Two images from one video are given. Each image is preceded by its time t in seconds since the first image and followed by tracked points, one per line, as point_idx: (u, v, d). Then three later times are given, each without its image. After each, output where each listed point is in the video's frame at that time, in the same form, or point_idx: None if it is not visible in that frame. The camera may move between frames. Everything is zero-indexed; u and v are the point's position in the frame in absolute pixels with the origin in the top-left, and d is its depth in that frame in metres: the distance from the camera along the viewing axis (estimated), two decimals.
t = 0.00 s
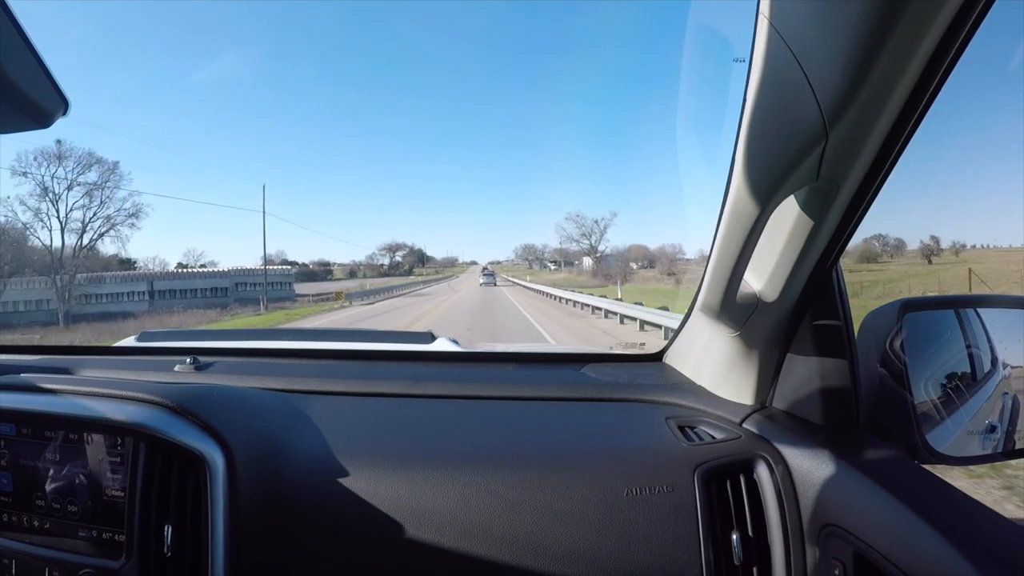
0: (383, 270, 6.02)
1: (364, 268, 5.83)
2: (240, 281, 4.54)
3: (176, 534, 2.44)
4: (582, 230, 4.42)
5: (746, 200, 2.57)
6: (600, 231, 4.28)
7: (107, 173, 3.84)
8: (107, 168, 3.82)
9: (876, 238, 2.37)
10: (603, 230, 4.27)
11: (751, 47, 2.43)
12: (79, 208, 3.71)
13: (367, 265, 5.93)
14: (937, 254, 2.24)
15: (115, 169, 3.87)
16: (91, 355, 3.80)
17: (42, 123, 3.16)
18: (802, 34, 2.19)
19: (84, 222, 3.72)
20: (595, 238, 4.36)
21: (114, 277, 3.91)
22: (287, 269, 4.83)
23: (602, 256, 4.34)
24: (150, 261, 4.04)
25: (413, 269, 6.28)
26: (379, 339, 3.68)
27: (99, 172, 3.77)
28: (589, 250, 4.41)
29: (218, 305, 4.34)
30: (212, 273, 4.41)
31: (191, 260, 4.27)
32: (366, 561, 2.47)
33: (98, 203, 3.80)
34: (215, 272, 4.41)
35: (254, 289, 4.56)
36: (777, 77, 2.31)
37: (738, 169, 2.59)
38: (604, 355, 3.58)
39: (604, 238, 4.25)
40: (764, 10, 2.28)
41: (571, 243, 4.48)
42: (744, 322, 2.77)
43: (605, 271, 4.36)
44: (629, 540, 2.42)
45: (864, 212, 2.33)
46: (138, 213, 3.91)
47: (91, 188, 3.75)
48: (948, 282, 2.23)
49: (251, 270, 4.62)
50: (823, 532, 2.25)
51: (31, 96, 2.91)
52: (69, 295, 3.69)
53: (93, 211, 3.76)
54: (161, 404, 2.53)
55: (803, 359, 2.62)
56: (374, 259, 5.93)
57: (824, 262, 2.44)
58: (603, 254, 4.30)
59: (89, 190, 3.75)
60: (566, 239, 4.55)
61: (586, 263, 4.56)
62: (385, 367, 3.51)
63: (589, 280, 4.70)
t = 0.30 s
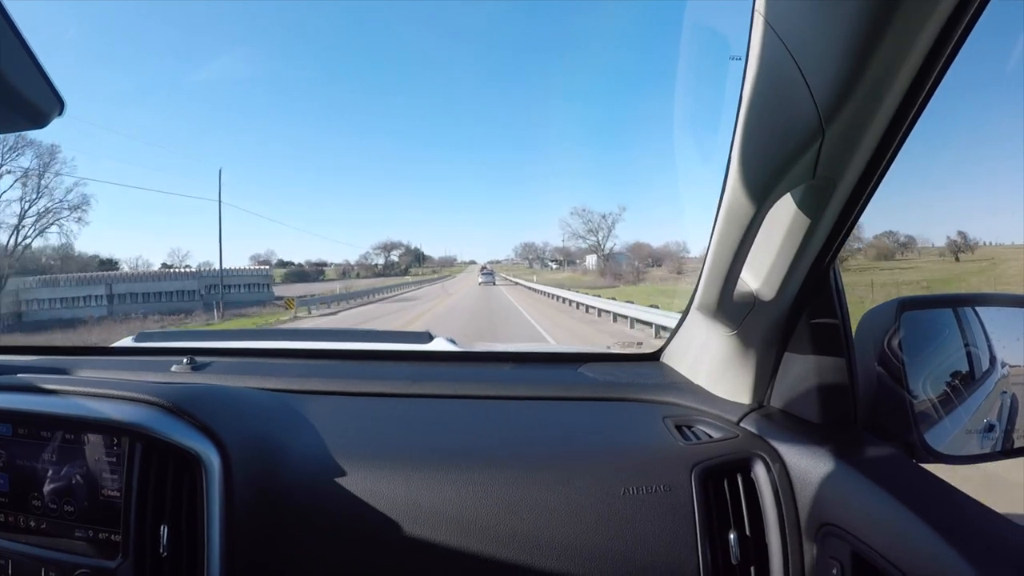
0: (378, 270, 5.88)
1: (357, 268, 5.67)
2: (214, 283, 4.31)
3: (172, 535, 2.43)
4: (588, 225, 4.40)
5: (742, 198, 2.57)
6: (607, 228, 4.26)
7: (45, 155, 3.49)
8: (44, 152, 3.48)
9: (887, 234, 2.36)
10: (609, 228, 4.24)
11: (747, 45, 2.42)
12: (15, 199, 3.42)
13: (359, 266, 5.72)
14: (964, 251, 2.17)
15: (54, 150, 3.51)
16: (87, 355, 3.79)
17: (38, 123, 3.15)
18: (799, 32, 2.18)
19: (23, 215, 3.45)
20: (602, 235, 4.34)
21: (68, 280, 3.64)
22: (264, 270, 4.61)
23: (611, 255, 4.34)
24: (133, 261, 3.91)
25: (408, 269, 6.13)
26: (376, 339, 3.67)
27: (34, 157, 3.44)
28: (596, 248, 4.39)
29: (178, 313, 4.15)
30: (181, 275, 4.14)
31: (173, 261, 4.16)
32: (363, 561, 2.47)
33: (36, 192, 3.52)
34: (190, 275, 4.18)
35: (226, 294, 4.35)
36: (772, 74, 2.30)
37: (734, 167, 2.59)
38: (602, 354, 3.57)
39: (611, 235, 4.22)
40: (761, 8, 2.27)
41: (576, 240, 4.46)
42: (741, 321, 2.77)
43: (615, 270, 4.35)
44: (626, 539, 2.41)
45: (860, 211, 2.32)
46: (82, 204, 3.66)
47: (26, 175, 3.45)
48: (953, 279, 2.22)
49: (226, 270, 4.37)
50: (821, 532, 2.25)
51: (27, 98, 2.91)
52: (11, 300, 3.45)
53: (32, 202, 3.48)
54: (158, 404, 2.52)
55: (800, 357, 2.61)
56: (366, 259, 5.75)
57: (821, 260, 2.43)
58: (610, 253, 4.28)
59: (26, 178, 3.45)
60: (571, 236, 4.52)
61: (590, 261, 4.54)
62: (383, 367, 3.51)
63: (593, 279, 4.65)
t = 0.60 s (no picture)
0: (372, 269, 5.81)
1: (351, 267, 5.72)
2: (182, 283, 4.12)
3: (172, 530, 2.43)
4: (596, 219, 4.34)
5: (742, 194, 2.57)
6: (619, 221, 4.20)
7: None
8: None
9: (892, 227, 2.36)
10: (620, 223, 4.20)
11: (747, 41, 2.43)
12: None
13: (353, 264, 5.72)
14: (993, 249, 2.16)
15: None
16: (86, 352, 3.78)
17: (38, 118, 3.15)
18: (797, 27, 2.18)
19: None
20: (610, 230, 4.28)
21: (14, 280, 3.49)
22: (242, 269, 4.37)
23: (622, 253, 4.23)
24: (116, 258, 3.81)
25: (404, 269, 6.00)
26: (376, 335, 3.67)
27: None
28: (604, 244, 4.32)
29: (127, 314, 3.86)
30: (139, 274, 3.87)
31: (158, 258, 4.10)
32: (363, 556, 2.47)
33: None
34: (153, 277, 3.92)
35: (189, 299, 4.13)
36: (773, 70, 2.30)
37: (733, 164, 2.60)
38: (601, 351, 3.58)
39: (621, 228, 4.16)
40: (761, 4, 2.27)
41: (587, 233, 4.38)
42: (741, 317, 2.77)
43: (626, 268, 4.24)
44: (626, 534, 2.41)
45: (859, 208, 2.32)
46: (13, 192, 3.44)
47: None
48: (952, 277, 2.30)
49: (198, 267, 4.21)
50: (821, 527, 2.25)
51: (28, 93, 2.91)
52: None
53: None
54: (158, 399, 2.52)
55: (800, 353, 2.62)
56: (360, 257, 5.70)
57: (821, 256, 2.44)
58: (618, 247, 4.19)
59: None
60: (579, 231, 4.51)
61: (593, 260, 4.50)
62: (383, 363, 3.52)
63: (601, 279, 4.52)
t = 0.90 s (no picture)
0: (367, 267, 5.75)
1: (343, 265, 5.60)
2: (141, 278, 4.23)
3: (167, 531, 2.44)
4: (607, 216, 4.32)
5: (735, 212, 2.59)
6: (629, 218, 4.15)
7: None
8: None
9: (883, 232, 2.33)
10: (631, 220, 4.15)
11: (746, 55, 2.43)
12: None
13: (347, 261, 5.51)
14: None
15: None
16: (85, 351, 3.80)
17: (38, 119, 3.14)
18: (796, 42, 2.19)
19: None
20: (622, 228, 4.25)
21: None
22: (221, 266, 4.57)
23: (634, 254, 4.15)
24: (98, 249, 3.94)
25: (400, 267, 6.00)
26: (374, 339, 3.69)
27: None
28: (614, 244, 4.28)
29: (81, 314, 3.95)
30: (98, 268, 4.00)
31: (138, 252, 4.20)
32: (357, 561, 2.48)
33: None
34: (101, 272, 4.01)
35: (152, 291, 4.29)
36: (769, 87, 2.31)
37: (730, 181, 2.60)
38: (598, 357, 3.59)
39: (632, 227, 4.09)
40: (760, 19, 2.28)
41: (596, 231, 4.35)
42: (736, 329, 2.77)
43: (637, 270, 4.13)
44: (619, 543, 2.42)
45: (856, 224, 2.32)
46: None
47: None
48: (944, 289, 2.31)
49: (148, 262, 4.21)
50: (812, 540, 2.25)
51: (27, 92, 2.89)
52: None
53: None
54: (155, 402, 2.53)
55: (794, 365, 2.62)
56: (354, 255, 5.52)
57: (818, 270, 2.44)
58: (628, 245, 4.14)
59: None
60: (590, 229, 4.51)
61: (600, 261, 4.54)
62: (380, 366, 3.53)
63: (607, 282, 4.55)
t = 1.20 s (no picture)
0: (359, 269, 5.69)
1: (335, 267, 5.61)
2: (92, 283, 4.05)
3: (161, 529, 2.42)
4: (617, 210, 4.28)
5: (729, 196, 2.56)
6: (641, 214, 4.09)
7: None
8: None
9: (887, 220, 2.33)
10: (643, 214, 4.08)
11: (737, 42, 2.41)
12: None
13: (338, 264, 5.59)
14: None
15: None
16: (80, 352, 3.78)
17: (29, 117, 3.13)
18: (788, 29, 2.18)
19: None
20: (633, 223, 4.18)
21: None
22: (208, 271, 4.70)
23: (647, 251, 3.93)
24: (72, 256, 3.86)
25: (394, 268, 5.98)
26: (369, 337, 3.68)
27: None
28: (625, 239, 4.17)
29: (23, 327, 3.74)
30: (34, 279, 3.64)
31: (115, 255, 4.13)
32: (352, 558, 2.46)
33: None
34: (32, 281, 3.63)
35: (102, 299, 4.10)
36: (762, 74, 2.30)
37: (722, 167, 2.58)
38: (594, 353, 3.58)
39: (644, 222, 4.04)
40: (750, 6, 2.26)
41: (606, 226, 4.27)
42: (730, 321, 2.77)
43: (650, 268, 3.87)
44: (615, 537, 2.40)
45: (849, 213, 2.32)
46: None
47: None
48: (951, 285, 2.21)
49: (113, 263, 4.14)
50: (811, 531, 2.24)
51: (18, 90, 2.88)
52: None
53: None
54: (148, 399, 2.52)
55: (790, 357, 2.62)
56: (345, 257, 5.66)
57: (812, 260, 2.44)
58: (637, 241, 4.02)
59: None
60: (599, 224, 4.47)
61: (601, 260, 4.62)
62: (375, 363, 3.52)
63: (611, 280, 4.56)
